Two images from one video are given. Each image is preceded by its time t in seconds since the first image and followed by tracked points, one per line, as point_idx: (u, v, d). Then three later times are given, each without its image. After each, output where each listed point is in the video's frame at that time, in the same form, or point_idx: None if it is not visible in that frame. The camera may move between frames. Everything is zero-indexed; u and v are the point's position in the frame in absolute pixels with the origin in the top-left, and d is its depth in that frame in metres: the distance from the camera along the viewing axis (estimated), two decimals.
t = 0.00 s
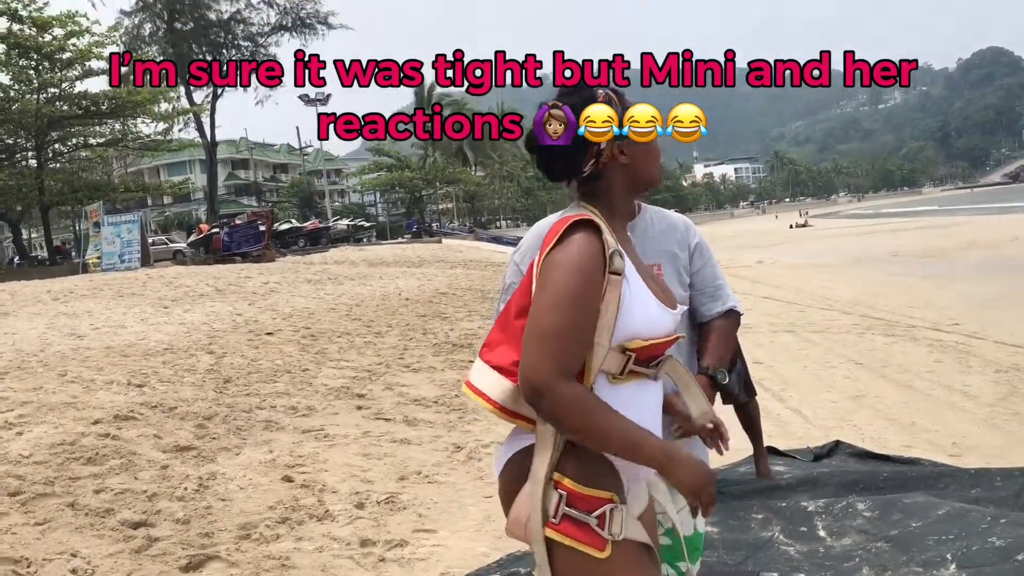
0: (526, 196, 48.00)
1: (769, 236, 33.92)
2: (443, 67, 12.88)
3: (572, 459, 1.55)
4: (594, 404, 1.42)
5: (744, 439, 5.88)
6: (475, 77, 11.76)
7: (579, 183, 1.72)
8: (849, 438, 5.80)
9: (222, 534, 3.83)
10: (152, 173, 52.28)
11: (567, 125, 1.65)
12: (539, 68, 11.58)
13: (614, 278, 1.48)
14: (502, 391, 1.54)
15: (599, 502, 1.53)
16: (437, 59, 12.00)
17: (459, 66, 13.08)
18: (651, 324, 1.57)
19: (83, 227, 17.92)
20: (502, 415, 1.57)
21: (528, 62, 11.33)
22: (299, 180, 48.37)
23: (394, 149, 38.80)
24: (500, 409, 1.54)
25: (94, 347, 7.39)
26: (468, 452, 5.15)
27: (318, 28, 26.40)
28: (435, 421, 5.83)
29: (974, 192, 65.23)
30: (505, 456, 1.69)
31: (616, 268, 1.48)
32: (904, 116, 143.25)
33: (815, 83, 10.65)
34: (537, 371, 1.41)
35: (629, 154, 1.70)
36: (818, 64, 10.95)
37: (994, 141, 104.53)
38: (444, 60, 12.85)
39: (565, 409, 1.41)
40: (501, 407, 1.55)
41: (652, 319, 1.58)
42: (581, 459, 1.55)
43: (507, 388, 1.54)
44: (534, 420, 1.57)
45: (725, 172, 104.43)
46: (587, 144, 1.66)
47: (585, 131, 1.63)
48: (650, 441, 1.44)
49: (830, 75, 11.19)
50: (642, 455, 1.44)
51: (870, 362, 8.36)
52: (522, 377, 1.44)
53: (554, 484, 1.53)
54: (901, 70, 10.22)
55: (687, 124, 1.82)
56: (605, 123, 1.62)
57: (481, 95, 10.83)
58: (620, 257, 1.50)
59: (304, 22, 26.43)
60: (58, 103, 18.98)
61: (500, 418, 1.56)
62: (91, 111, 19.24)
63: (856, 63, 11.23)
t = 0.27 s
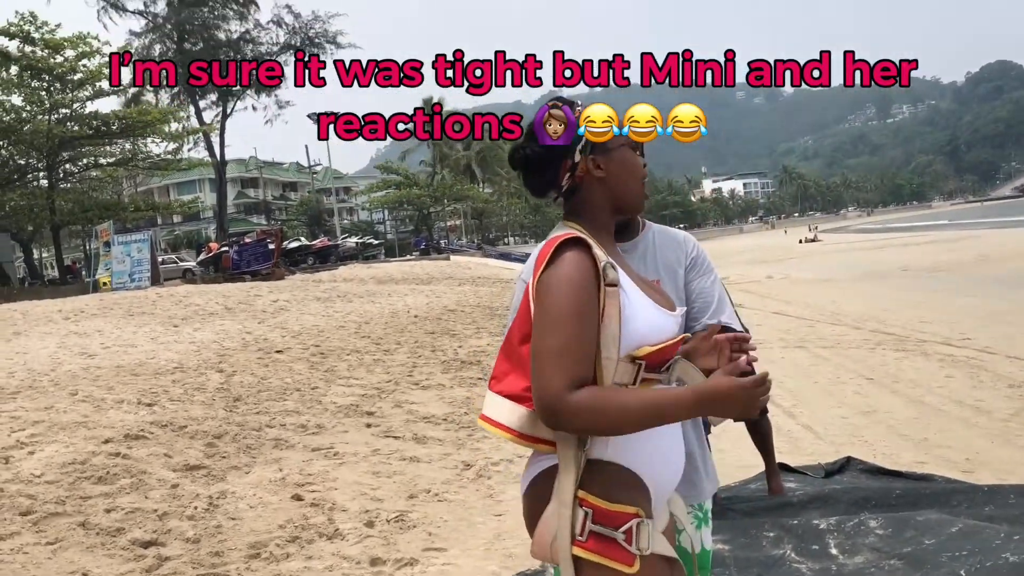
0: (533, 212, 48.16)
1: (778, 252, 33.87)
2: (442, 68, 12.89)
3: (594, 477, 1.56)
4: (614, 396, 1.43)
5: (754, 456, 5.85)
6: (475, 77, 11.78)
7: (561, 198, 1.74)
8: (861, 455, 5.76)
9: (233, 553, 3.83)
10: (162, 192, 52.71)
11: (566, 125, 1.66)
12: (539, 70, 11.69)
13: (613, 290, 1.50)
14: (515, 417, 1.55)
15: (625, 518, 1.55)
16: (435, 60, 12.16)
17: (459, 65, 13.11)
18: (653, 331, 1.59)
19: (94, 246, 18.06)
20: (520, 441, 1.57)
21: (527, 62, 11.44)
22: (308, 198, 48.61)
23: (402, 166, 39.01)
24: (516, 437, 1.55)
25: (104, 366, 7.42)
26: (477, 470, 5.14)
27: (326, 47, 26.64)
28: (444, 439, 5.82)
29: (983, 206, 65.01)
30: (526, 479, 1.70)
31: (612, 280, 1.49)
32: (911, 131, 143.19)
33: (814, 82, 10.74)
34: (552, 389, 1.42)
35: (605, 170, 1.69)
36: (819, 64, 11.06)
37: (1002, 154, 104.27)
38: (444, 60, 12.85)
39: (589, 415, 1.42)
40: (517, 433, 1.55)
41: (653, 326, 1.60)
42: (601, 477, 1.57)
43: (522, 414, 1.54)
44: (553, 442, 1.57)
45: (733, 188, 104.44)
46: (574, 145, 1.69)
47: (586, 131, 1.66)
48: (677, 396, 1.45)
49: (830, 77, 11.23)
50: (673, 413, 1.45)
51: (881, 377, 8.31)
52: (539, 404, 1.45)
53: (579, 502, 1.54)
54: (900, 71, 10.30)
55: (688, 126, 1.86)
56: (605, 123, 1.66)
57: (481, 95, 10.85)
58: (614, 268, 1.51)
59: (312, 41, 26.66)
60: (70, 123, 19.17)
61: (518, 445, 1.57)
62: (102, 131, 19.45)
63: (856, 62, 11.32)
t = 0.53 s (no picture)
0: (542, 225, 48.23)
1: (787, 263, 33.76)
2: (442, 67, 12.92)
3: (614, 489, 1.59)
4: (624, 389, 1.45)
5: (765, 468, 5.82)
6: (475, 77, 11.83)
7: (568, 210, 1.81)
8: (873, 467, 5.72)
9: (243, 566, 3.83)
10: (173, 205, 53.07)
11: (566, 125, 1.73)
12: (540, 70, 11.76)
13: (618, 303, 1.54)
14: (529, 433, 1.56)
15: (646, 529, 1.58)
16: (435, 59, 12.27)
17: (458, 64, 13.14)
18: (660, 339, 1.62)
19: (104, 259, 18.15)
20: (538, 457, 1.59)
21: (528, 62, 11.50)
22: (317, 211, 48.81)
23: (410, 179, 39.15)
24: (530, 453, 1.56)
25: (115, 379, 7.45)
26: (487, 482, 5.13)
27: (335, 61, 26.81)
28: (454, 451, 5.81)
29: (993, 217, 64.70)
30: (547, 492, 1.72)
31: (617, 292, 1.53)
32: (920, 142, 142.86)
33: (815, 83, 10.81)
34: (564, 394, 1.46)
35: (607, 182, 1.74)
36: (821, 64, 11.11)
37: (1012, 166, 103.89)
38: (444, 61, 12.84)
39: (603, 413, 1.45)
40: (535, 450, 1.57)
41: (660, 335, 1.63)
42: (621, 489, 1.59)
43: (538, 431, 1.57)
44: (572, 456, 1.60)
45: (742, 200, 104.34)
46: (579, 148, 1.74)
47: (586, 131, 1.72)
48: (683, 369, 1.47)
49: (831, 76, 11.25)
50: (684, 387, 1.47)
51: (892, 390, 8.26)
52: (555, 414, 1.48)
53: (601, 514, 1.57)
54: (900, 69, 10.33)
55: (687, 125, 1.88)
56: (605, 122, 1.71)
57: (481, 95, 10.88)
58: (618, 280, 1.56)
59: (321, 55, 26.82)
60: (81, 137, 19.32)
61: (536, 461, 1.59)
62: (113, 144, 19.67)
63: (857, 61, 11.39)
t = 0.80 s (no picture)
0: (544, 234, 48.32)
1: (789, 274, 33.76)
2: (442, 67, 12.95)
3: (612, 497, 1.62)
4: (615, 395, 1.48)
5: (766, 479, 5.81)
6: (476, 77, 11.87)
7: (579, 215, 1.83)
8: (874, 479, 5.71)
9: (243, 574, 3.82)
10: (175, 213, 53.21)
11: (567, 124, 1.94)
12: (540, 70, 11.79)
13: (619, 310, 1.56)
14: (527, 437, 1.62)
15: (641, 537, 1.61)
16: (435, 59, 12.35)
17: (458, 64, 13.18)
18: (661, 347, 1.64)
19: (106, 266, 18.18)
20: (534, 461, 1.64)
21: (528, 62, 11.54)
22: (320, 219, 48.89)
23: (413, 188, 39.23)
24: (529, 456, 1.62)
25: (116, 386, 7.45)
26: (488, 492, 5.13)
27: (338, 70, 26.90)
28: (455, 460, 5.81)
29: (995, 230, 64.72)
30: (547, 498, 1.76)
31: (617, 300, 1.56)
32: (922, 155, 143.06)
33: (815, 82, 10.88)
34: (556, 396, 1.49)
35: (615, 194, 1.76)
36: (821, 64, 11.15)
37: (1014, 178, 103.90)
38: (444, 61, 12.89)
39: (591, 417, 1.48)
40: (531, 454, 1.63)
41: (662, 343, 1.65)
42: (620, 497, 1.62)
43: (536, 435, 1.62)
44: (569, 463, 1.63)
45: (745, 211, 104.40)
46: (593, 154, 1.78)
47: (586, 130, 1.79)
48: (676, 379, 1.48)
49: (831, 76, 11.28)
50: (677, 398, 1.48)
51: (894, 401, 8.24)
52: (548, 416, 1.52)
53: (596, 521, 1.61)
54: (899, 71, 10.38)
55: (688, 126, 1.96)
56: (605, 123, 1.77)
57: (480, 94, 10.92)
58: (620, 289, 1.58)
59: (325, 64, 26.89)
60: (85, 144, 19.39)
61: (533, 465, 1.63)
62: (116, 152, 19.72)
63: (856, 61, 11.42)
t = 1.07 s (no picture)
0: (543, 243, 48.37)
1: (788, 285, 33.76)
2: (441, 67, 12.97)
3: (602, 506, 1.66)
4: (609, 403, 1.50)
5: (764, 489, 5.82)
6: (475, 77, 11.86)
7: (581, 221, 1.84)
8: (872, 490, 5.72)
9: None
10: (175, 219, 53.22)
11: (566, 125, 2.23)
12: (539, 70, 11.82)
13: (615, 320, 1.59)
14: (518, 444, 1.64)
15: (629, 546, 1.65)
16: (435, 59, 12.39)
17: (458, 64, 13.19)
18: (656, 358, 1.67)
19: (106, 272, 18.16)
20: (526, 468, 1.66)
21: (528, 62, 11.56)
22: (320, 226, 48.89)
23: (413, 196, 39.28)
24: (519, 463, 1.63)
25: (115, 392, 7.44)
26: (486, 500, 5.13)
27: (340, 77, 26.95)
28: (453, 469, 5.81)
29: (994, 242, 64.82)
30: (539, 505, 1.79)
31: (614, 311, 1.59)
32: (921, 167, 143.43)
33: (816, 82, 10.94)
34: (551, 402, 1.51)
35: (619, 205, 1.78)
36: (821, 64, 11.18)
37: (1012, 191, 104.10)
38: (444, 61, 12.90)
39: (585, 424, 1.49)
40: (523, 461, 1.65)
41: (658, 355, 1.68)
42: (609, 506, 1.66)
43: (528, 442, 1.64)
44: (559, 471, 1.67)
45: (744, 221, 104.50)
46: (600, 161, 1.78)
47: (587, 131, 1.85)
48: (670, 390, 1.51)
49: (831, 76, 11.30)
50: (669, 408, 1.51)
51: (892, 413, 8.25)
52: (541, 422, 1.54)
53: (585, 530, 1.65)
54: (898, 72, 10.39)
55: (688, 126, 2.22)
56: (605, 123, 1.84)
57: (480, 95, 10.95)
58: (617, 300, 1.61)
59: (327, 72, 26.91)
60: (85, 150, 19.38)
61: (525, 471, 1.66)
62: (117, 158, 19.73)
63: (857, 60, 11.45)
